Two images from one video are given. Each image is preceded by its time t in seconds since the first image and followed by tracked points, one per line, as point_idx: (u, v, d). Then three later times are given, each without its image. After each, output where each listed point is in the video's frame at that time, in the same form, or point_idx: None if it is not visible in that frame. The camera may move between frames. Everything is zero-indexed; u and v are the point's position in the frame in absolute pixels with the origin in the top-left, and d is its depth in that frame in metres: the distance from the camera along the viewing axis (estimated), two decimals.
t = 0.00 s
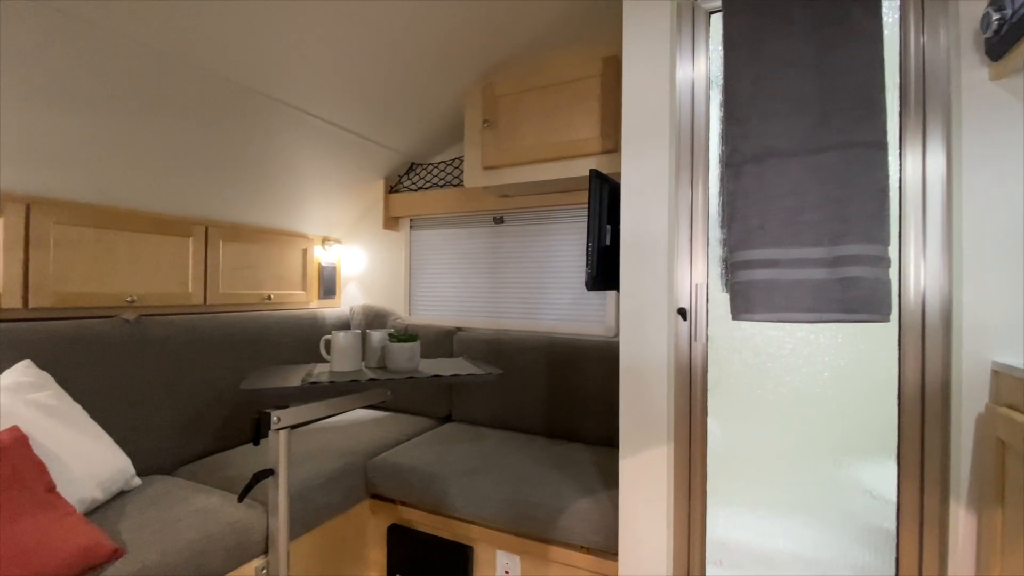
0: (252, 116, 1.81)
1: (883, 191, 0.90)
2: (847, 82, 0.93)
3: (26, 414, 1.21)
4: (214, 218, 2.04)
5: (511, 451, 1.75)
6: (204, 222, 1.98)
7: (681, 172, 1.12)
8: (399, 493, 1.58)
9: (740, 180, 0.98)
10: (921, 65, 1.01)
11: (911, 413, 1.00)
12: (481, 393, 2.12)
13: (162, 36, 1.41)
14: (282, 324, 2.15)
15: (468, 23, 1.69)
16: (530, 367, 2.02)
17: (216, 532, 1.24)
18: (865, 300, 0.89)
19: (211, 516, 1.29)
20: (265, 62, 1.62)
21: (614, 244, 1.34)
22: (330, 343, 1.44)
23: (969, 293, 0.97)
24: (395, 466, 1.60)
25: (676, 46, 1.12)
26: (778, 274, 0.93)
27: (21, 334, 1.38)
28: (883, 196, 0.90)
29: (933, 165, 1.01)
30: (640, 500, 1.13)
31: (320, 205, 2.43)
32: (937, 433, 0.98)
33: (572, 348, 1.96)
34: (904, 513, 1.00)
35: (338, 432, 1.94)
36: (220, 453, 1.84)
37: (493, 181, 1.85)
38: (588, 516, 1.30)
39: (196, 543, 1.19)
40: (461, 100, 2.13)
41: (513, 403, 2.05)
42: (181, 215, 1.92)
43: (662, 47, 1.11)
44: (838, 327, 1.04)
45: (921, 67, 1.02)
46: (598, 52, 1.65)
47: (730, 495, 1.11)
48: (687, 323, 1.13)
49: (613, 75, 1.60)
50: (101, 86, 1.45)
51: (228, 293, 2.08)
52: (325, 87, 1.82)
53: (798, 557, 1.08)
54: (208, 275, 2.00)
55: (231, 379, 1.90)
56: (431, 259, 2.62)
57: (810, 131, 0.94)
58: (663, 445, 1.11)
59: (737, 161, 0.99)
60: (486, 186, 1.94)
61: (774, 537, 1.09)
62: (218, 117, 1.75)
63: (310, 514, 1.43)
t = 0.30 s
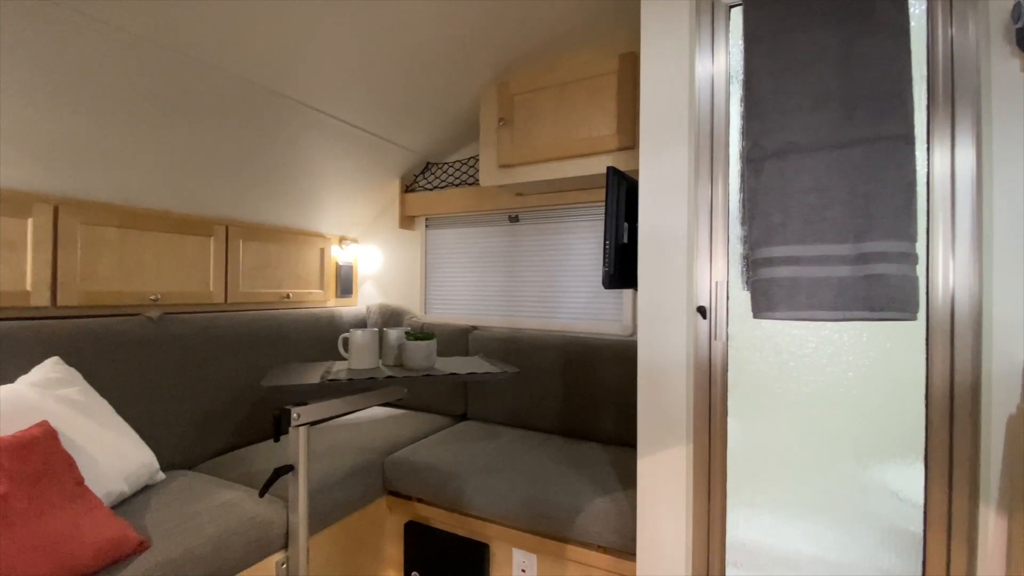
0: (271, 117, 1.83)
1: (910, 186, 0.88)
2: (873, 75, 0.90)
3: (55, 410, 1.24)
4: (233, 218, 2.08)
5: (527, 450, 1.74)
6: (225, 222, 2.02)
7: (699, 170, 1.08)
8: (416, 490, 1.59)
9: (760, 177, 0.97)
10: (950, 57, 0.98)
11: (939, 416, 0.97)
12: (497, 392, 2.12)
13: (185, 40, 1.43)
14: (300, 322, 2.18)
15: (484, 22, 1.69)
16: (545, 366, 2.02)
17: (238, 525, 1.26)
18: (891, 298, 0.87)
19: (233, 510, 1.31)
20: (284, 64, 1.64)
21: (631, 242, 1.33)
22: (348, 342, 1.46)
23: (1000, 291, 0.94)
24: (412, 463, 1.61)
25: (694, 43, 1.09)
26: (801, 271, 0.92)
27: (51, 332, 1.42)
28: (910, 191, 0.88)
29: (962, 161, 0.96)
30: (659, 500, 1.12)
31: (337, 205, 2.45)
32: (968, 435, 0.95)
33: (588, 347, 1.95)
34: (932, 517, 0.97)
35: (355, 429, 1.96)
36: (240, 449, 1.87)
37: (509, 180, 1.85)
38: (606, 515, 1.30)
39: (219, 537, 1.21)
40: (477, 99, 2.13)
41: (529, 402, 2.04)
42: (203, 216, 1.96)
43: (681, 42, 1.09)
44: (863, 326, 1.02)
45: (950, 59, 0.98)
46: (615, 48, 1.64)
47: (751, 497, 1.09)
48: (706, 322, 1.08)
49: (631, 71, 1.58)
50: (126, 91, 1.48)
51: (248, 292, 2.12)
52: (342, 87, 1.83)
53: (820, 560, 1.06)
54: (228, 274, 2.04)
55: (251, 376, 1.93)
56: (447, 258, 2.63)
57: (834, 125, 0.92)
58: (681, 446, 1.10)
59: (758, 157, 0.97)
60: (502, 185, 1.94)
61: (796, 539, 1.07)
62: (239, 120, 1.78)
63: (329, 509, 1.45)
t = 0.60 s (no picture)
0: (288, 117, 1.85)
1: (938, 181, 0.86)
2: (899, 68, 0.88)
3: (82, 406, 1.27)
4: (252, 218, 2.11)
5: (543, 448, 1.74)
6: (244, 222, 2.06)
7: (720, 166, 1.07)
8: (432, 488, 1.60)
9: (782, 173, 0.95)
10: (979, 49, 0.95)
11: (967, 417, 0.94)
12: (512, 391, 2.12)
13: (206, 43, 1.45)
14: (317, 320, 2.20)
15: (499, 20, 1.69)
16: (561, 365, 2.02)
17: (258, 521, 1.28)
18: (918, 296, 0.85)
19: (253, 506, 1.33)
20: (302, 65, 1.65)
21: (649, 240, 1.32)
22: (365, 340, 1.47)
23: None
24: (429, 461, 1.61)
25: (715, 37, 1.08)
26: (823, 269, 0.90)
27: (76, 330, 1.45)
28: (938, 186, 0.86)
29: (992, 156, 0.94)
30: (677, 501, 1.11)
31: (353, 205, 2.47)
32: (998, 438, 0.93)
33: (604, 346, 1.94)
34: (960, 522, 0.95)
35: (372, 427, 1.98)
36: (260, 445, 1.90)
37: (524, 178, 1.84)
38: (623, 515, 1.29)
39: (240, 532, 1.23)
40: (492, 98, 2.13)
41: (544, 401, 2.04)
42: (223, 215, 1.99)
43: (700, 37, 1.07)
44: (889, 325, 0.99)
45: (978, 51, 0.95)
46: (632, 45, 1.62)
47: (771, 498, 1.07)
48: (727, 321, 1.07)
49: (647, 68, 1.57)
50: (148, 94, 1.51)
51: (266, 291, 2.15)
52: (359, 87, 1.85)
53: (842, 564, 1.04)
54: (248, 273, 2.07)
55: (270, 374, 1.96)
56: (461, 257, 2.64)
57: (858, 120, 0.90)
58: (702, 446, 1.06)
59: (779, 154, 0.96)
60: (517, 184, 1.94)
61: (818, 542, 1.05)
62: (258, 121, 1.80)
63: (347, 506, 1.46)
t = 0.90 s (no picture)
0: (304, 117, 1.86)
1: (966, 177, 0.83)
2: (926, 62, 0.86)
3: (105, 403, 1.30)
4: (269, 218, 2.14)
5: (558, 448, 1.74)
6: (261, 222, 2.08)
7: (738, 163, 1.05)
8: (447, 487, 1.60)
9: (804, 170, 0.93)
10: (1009, 41, 0.92)
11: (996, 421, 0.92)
12: (526, 390, 2.12)
13: (225, 44, 1.47)
14: (333, 319, 2.22)
15: (514, 18, 1.68)
16: (575, 364, 2.01)
17: (277, 517, 1.29)
18: (946, 296, 0.82)
19: (272, 502, 1.35)
20: (318, 65, 1.66)
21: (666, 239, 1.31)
22: (380, 338, 1.48)
23: None
24: (444, 460, 1.62)
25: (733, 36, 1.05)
26: (847, 268, 0.88)
27: (99, 328, 1.48)
28: (967, 182, 0.83)
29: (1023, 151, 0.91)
30: (696, 502, 1.09)
31: (367, 204, 2.49)
32: None
33: (619, 345, 1.92)
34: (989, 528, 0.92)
35: (387, 425, 1.99)
36: (277, 442, 1.92)
37: (539, 177, 1.84)
38: (639, 516, 1.28)
39: (258, 528, 1.24)
40: (506, 97, 2.13)
41: (558, 400, 2.03)
42: (241, 216, 2.02)
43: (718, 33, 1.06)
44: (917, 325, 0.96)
45: (1008, 44, 0.92)
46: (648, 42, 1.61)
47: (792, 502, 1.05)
48: (746, 320, 1.04)
49: (664, 64, 1.55)
50: (168, 95, 1.53)
51: (282, 290, 2.18)
52: (374, 87, 1.86)
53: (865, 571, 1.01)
54: (265, 272, 2.10)
55: (287, 372, 1.98)
56: (475, 256, 2.64)
57: (882, 116, 0.88)
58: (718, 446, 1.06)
59: (800, 150, 0.94)
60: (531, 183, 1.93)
61: (841, 547, 1.02)
62: (274, 122, 1.82)
63: (363, 503, 1.47)
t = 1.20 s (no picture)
0: (317, 116, 1.87)
1: (996, 170, 0.81)
2: (952, 54, 0.83)
3: (124, 399, 1.32)
4: (283, 218, 2.16)
5: (572, 447, 1.73)
6: (275, 222, 2.10)
7: (758, 161, 1.04)
8: (460, 485, 1.60)
9: (825, 166, 0.91)
10: None
11: None
12: (539, 389, 2.11)
13: (240, 44, 1.48)
14: (347, 317, 2.23)
15: (527, 15, 1.67)
16: (589, 363, 2.00)
17: (292, 514, 1.30)
18: (974, 293, 0.80)
19: (287, 499, 1.35)
20: (332, 63, 1.67)
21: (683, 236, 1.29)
22: (394, 337, 1.48)
23: None
24: (457, 458, 1.62)
25: (753, 26, 1.04)
26: (871, 265, 0.86)
27: (119, 325, 1.50)
28: (996, 177, 0.81)
29: None
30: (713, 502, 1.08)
31: (380, 203, 2.50)
32: None
33: (633, 344, 1.91)
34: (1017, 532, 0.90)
35: (400, 423, 2.00)
36: (292, 439, 1.94)
37: (552, 174, 1.83)
38: (655, 517, 1.27)
39: (274, 524, 1.25)
40: (519, 94, 2.12)
41: (571, 399, 2.02)
42: (256, 215, 2.04)
43: (738, 25, 1.04)
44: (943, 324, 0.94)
45: None
46: (663, 37, 1.59)
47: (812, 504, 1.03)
48: (766, 319, 1.04)
49: (680, 60, 1.53)
50: (185, 95, 1.54)
51: (297, 288, 2.19)
52: (387, 86, 1.86)
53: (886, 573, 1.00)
54: (279, 271, 2.11)
55: (301, 370, 2.00)
56: (488, 255, 2.64)
57: (906, 110, 0.86)
58: (739, 446, 1.03)
59: (822, 145, 0.92)
60: (544, 180, 1.92)
61: (864, 551, 1.00)
62: (289, 121, 1.83)
63: (377, 501, 1.48)
